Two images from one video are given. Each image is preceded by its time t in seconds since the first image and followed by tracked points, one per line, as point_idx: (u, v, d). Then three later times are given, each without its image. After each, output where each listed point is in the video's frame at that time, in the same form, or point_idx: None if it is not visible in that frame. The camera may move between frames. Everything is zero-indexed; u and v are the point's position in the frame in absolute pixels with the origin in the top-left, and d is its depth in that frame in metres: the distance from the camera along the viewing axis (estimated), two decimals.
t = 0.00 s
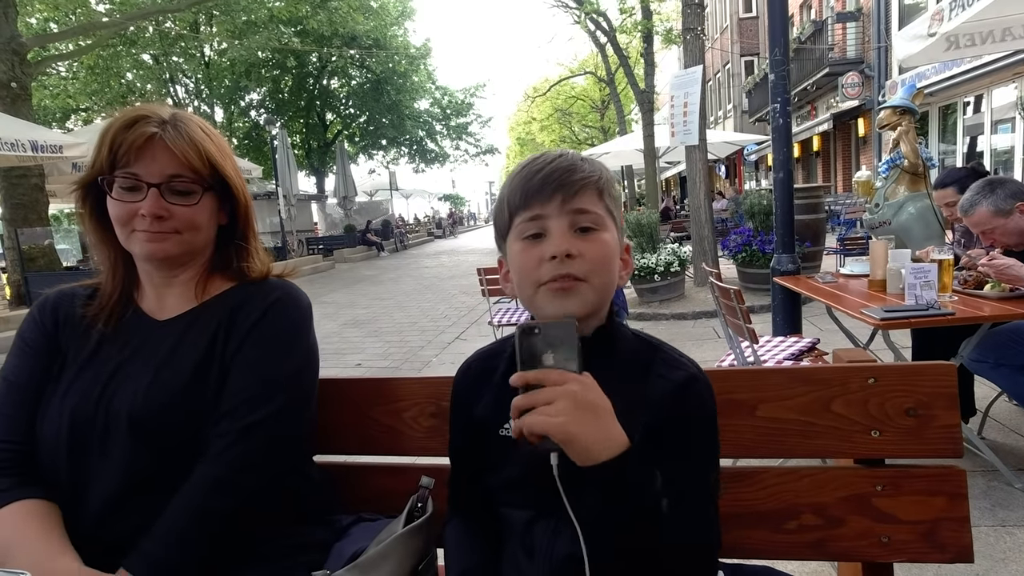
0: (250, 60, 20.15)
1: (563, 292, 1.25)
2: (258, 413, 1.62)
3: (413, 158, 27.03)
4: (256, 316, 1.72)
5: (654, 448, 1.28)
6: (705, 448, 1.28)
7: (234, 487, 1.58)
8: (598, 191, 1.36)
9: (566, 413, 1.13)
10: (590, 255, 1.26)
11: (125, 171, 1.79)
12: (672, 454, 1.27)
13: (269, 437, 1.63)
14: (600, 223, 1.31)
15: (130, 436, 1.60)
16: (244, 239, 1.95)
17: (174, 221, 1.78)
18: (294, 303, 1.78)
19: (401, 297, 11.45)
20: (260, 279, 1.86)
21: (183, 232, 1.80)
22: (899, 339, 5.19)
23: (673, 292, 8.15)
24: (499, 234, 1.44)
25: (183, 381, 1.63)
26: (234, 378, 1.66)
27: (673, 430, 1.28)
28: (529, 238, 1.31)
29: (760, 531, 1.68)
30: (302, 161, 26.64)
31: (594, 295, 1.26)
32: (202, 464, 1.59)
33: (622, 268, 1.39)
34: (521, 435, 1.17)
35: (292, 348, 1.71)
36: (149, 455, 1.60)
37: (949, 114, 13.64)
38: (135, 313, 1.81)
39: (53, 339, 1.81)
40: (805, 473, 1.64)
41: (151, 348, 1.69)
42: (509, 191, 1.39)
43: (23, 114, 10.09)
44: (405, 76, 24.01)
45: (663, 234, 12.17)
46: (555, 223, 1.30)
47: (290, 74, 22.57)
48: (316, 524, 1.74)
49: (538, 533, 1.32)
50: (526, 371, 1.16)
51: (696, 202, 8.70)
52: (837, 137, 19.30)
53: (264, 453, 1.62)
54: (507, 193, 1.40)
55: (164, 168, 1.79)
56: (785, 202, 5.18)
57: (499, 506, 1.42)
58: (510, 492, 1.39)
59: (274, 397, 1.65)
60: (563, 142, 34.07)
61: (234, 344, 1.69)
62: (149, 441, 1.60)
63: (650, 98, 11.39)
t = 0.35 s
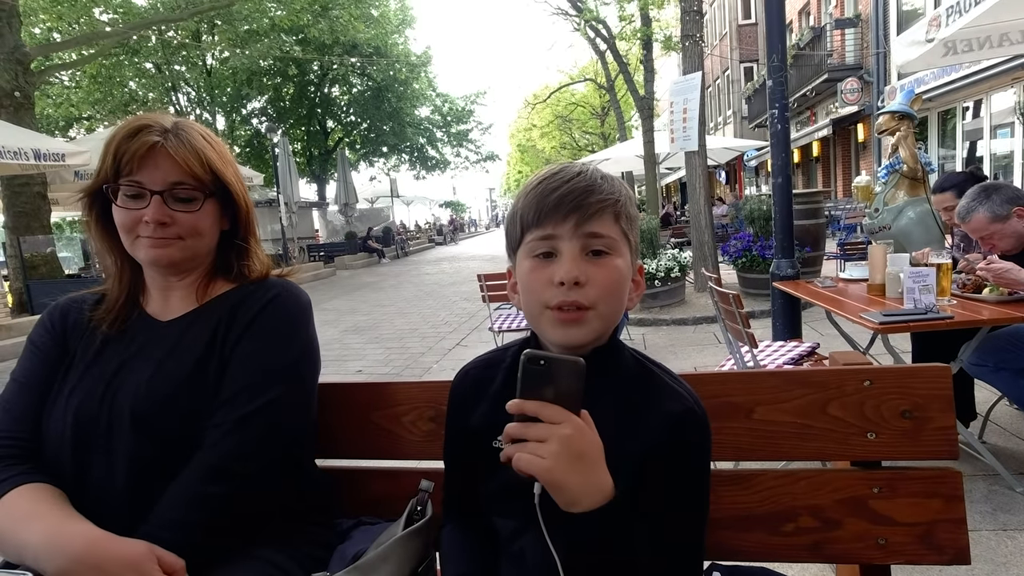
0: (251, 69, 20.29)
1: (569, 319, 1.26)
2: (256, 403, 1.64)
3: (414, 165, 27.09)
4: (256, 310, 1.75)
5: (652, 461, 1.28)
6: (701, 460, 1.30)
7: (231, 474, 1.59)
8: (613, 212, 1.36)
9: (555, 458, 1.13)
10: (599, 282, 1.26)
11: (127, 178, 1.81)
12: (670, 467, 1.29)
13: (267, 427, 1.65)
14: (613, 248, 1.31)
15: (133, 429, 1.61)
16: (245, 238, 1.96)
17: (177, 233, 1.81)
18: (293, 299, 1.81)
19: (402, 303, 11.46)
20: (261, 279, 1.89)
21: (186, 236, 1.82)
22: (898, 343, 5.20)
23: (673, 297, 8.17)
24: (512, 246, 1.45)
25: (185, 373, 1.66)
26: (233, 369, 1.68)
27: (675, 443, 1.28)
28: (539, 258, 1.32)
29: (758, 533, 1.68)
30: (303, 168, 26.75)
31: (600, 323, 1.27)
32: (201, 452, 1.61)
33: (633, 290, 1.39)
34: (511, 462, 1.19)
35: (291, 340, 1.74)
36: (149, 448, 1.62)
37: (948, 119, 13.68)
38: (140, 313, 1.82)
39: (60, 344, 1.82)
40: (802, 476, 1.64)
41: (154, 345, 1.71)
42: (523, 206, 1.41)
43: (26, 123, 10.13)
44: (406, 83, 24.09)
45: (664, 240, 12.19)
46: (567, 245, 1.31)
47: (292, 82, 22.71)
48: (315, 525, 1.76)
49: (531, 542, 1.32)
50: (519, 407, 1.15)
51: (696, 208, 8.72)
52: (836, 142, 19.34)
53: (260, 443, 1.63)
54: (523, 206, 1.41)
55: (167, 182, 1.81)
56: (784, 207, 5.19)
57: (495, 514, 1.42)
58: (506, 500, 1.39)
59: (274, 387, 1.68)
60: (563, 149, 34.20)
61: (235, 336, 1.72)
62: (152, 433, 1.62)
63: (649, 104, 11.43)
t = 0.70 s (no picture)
0: (255, 76, 20.40)
1: (557, 315, 1.24)
2: (269, 409, 1.65)
3: (417, 170, 27.14)
4: (270, 314, 1.75)
5: (654, 461, 1.28)
6: (703, 459, 1.29)
7: (243, 478, 1.59)
8: (603, 210, 1.35)
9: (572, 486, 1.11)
10: (586, 278, 1.25)
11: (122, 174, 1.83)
12: (673, 466, 1.28)
13: (280, 432, 1.65)
14: (604, 243, 1.30)
15: (146, 434, 1.61)
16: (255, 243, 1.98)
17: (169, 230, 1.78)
18: (306, 304, 1.82)
19: (405, 309, 11.45)
20: (269, 284, 1.89)
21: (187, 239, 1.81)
22: (902, 347, 5.18)
23: (676, 302, 8.15)
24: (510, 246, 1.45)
25: (198, 378, 1.65)
26: (247, 374, 1.68)
27: (677, 441, 1.28)
28: (530, 256, 1.32)
29: (761, 535, 1.67)
30: (306, 174, 26.85)
31: (591, 322, 1.24)
32: (215, 456, 1.61)
33: (631, 288, 1.37)
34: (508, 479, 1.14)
35: (305, 346, 1.74)
36: (161, 452, 1.61)
37: (951, 123, 13.67)
38: (151, 319, 1.82)
39: (72, 352, 1.83)
40: (805, 477, 1.63)
41: (167, 350, 1.71)
42: (517, 207, 1.41)
43: (32, 129, 10.17)
44: (409, 90, 24.16)
45: (667, 245, 12.20)
46: (555, 241, 1.31)
47: (295, 88, 22.84)
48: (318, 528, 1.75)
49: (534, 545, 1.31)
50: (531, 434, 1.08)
51: (698, 213, 8.72)
52: (839, 147, 19.34)
53: (272, 447, 1.63)
54: (516, 208, 1.42)
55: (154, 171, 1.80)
56: (786, 211, 5.18)
57: (498, 517, 1.42)
58: (508, 502, 1.39)
59: (288, 391, 1.68)
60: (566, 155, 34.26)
61: (249, 340, 1.72)
62: (164, 438, 1.62)
63: (652, 109, 11.45)
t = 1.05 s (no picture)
0: (258, 78, 20.46)
1: (528, 346, 1.28)
2: (280, 416, 1.64)
3: (420, 172, 27.17)
4: (280, 322, 1.74)
5: (652, 460, 1.24)
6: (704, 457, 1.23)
7: (251, 484, 1.59)
8: (565, 233, 1.29)
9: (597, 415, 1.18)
10: (553, 303, 1.25)
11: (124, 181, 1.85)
12: (671, 463, 1.23)
13: (291, 440, 1.65)
14: (568, 271, 1.27)
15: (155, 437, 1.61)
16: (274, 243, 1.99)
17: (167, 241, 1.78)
18: (316, 313, 1.79)
19: (406, 311, 11.44)
20: (280, 289, 1.87)
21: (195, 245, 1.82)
22: (905, 350, 5.15)
23: (679, 305, 8.12)
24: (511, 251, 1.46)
25: (208, 382, 1.65)
26: (258, 382, 1.67)
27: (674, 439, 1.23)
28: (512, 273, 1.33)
29: (763, 537, 1.66)
30: (309, 176, 26.89)
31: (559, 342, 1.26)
32: (223, 462, 1.61)
33: (625, 293, 1.33)
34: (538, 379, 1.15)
35: (315, 355, 1.73)
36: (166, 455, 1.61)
37: (955, 126, 13.64)
38: (160, 320, 1.82)
39: (78, 351, 1.83)
40: (809, 478, 1.62)
41: (176, 353, 1.70)
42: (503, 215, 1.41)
43: (37, 132, 10.20)
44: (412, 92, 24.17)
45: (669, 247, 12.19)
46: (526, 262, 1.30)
47: (299, 91, 22.93)
48: (320, 530, 1.74)
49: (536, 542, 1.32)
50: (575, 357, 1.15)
51: (701, 215, 8.70)
52: (842, 150, 19.31)
53: (282, 453, 1.63)
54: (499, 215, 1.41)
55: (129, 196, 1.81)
56: (789, 214, 5.16)
57: (502, 517, 1.42)
58: (511, 501, 1.39)
59: (297, 400, 1.68)
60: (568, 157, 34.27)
61: (260, 348, 1.71)
62: (173, 440, 1.61)
63: (655, 112, 11.44)
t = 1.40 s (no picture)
0: (264, 79, 20.53)
1: (530, 326, 1.27)
2: (282, 413, 1.64)
3: (424, 173, 27.18)
4: (283, 320, 1.74)
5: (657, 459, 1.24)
6: (716, 450, 1.26)
7: (253, 481, 1.58)
8: (568, 212, 1.29)
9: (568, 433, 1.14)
10: (556, 288, 1.25)
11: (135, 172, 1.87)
12: (682, 457, 1.26)
13: (293, 437, 1.65)
14: (570, 253, 1.26)
15: (157, 435, 1.61)
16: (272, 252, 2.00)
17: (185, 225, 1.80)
18: (318, 311, 1.79)
19: (411, 311, 11.45)
20: (284, 288, 1.87)
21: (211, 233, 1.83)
22: (911, 353, 5.13)
23: (683, 306, 8.11)
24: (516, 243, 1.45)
25: (210, 380, 1.65)
26: (261, 379, 1.67)
27: (684, 435, 1.25)
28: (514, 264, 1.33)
29: (769, 539, 1.64)
30: (314, 176, 26.93)
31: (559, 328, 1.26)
32: (225, 459, 1.60)
33: (628, 283, 1.32)
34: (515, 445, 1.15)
35: (318, 353, 1.73)
36: (169, 455, 1.61)
37: (961, 128, 13.58)
38: (164, 318, 1.83)
39: (82, 351, 1.83)
40: (814, 480, 1.61)
41: (181, 351, 1.70)
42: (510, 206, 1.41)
43: (44, 131, 10.23)
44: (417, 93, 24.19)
45: (674, 248, 12.16)
46: (527, 251, 1.29)
47: (304, 91, 23.01)
48: (322, 530, 1.74)
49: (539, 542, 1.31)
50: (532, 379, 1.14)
51: (705, 217, 8.68)
52: (847, 151, 19.25)
53: (285, 451, 1.63)
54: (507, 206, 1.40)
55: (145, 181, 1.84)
56: (794, 215, 5.13)
57: (505, 517, 1.41)
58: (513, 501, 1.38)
59: (299, 398, 1.67)
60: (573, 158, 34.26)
61: (262, 346, 1.71)
62: (175, 438, 1.61)
63: (659, 113, 11.42)
